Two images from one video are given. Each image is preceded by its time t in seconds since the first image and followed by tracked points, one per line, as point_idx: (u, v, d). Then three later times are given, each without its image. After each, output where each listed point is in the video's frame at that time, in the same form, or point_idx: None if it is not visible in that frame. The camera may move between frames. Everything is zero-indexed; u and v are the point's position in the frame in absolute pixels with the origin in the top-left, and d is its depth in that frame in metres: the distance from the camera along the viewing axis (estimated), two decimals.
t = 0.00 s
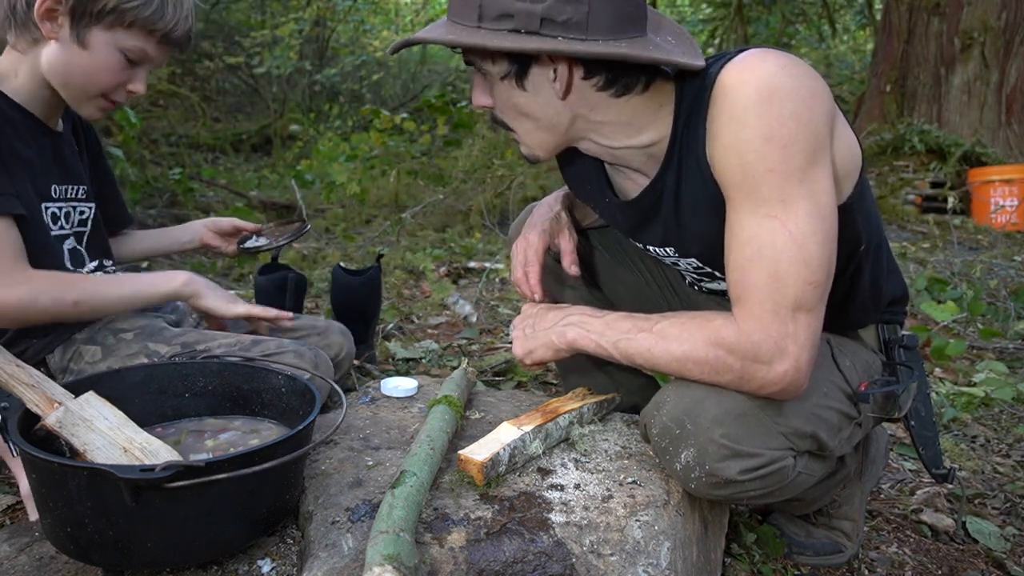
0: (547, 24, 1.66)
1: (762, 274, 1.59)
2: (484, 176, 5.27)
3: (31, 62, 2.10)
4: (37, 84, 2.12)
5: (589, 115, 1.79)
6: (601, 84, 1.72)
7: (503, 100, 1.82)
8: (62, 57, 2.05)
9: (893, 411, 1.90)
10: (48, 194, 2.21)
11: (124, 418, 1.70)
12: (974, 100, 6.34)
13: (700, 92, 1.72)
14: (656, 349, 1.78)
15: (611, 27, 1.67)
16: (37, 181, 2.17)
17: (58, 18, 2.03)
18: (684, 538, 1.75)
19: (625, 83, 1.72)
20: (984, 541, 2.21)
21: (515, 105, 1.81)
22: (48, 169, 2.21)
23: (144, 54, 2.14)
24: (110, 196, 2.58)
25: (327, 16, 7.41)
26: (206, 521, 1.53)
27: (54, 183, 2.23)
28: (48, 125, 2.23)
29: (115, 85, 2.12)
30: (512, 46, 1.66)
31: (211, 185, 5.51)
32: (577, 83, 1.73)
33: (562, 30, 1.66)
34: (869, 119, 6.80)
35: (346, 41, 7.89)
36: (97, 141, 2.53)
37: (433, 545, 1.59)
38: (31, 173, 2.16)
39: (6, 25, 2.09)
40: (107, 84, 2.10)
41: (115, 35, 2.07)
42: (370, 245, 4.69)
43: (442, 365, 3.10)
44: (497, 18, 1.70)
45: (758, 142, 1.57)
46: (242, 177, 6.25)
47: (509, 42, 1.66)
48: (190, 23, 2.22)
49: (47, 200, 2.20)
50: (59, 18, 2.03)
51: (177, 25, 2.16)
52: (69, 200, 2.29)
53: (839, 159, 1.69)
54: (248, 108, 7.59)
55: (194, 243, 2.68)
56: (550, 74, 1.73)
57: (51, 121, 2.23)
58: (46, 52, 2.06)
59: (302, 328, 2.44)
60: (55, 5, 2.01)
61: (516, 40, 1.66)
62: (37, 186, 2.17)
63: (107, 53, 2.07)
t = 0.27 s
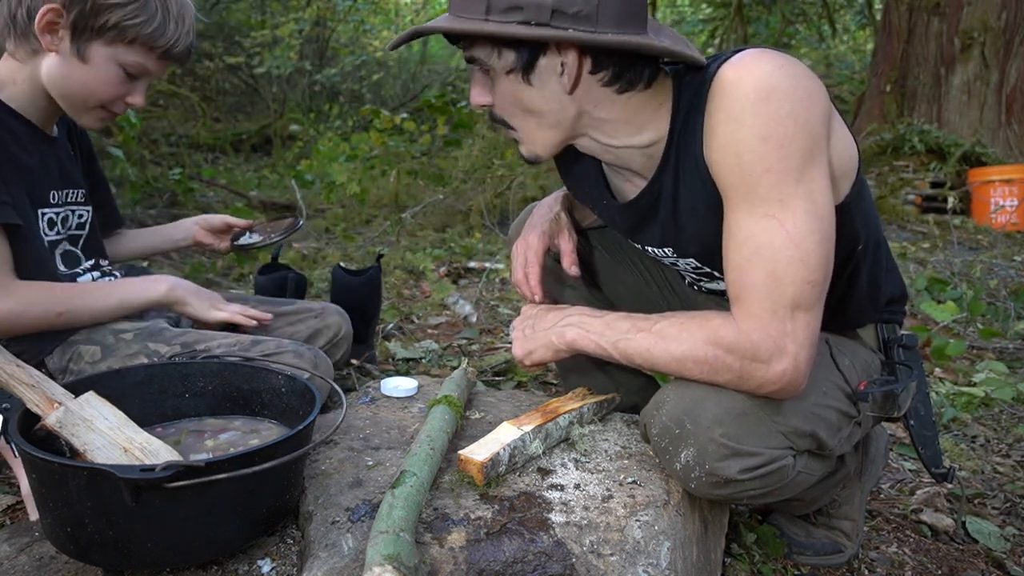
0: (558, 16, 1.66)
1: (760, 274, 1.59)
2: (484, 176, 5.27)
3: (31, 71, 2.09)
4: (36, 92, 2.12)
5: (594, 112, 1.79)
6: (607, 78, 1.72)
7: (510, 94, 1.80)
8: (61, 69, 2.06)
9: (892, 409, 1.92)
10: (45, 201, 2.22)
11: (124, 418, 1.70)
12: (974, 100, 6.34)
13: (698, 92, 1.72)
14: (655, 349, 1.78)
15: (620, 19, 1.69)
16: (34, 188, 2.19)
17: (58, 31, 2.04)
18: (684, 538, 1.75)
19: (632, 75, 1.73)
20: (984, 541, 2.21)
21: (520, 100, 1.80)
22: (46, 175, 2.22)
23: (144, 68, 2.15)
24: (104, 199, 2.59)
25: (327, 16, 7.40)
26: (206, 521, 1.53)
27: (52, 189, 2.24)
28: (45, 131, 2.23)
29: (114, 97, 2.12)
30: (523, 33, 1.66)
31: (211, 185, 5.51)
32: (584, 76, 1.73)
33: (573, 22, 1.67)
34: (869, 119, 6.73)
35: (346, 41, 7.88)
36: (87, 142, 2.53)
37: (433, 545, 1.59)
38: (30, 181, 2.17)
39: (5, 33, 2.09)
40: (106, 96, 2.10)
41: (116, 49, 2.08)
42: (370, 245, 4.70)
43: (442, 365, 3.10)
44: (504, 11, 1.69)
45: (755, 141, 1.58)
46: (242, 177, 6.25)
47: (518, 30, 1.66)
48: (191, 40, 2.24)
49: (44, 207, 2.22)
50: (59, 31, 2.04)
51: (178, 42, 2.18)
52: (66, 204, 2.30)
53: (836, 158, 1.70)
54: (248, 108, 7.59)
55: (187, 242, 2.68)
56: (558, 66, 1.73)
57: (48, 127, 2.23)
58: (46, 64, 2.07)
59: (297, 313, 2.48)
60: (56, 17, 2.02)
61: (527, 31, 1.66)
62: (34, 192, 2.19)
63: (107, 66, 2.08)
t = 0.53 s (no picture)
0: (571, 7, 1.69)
1: (760, 274, 1.58)
2: (484, 176, 5.28)
3: (29, 72, 2.09)
4: (32, 92, 2.11)
5: (597, 108, 1.80)
6: (614, 73, 1.75)
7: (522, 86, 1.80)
8: (61, 71, 2.05)
9: (891, 411, 1.91)
10: (43, 201, 2.21)
11: (123, 418, 1.70)
12: (975, 100, 6.34)
13: (698, 92, 1.73)
14: (655, 349, 1.78)
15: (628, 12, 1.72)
16: (31, 189, 2.18)
17: (55, 33, 2.03)
18: (684, 538, 1.74)
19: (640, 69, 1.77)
20: (984, 541, 2.21)
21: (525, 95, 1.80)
22: (43, 175, 2.22)
23: (143, 68, 2.16)
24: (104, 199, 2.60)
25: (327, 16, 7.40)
26: (205, 521, 1.53)
27: (49, 189, 2.24)
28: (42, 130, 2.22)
29: (114, 97, 2.13)
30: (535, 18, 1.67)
31: (211, 185, 5.51)
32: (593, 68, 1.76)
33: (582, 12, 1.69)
34: (870, 119, 6.83)
35: (346, 41, 7.88)
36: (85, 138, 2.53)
37: (433, 545, 1.59)
38: (28, 180, 2.17)
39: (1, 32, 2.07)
40: (106, 96, 2.11)
41: (115, 50, 2.09)
42: (370, 245, 4.70)
43: (442, 365, 3.10)
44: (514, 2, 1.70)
45: (754, 141, 1.58)
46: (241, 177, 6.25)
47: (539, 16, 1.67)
48: (187, 37, 2.27)
49: (42, 207, 2.21)
50: (57, 33, 2.03)
51: (176, 40, 2.20)
52: (64, 204, 2.30)
53: (835, 158, 1.70)
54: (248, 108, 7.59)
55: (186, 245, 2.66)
56: (568, 60, 1.75)
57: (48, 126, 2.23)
58: (45, 66, 2.06)
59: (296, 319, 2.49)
60: (53, 20, 2.02)
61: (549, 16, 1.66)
62: (31, 193, 2.18)
63: (107, 67, 2.09)
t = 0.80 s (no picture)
0: None
1: (754, 274, 1.59)
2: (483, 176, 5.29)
3: (32, 69, 2.11)
4: (37, 87, 2.14)
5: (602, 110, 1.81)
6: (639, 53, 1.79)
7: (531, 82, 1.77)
8: (69, 67, 2.08)
9: (893, 412, 1.90)
10: (43, 197, 2.20)
11: (124, 419, 1.70)
12: (975, 100, 6.34)
13: (688, 95, 1.74)
14: (655, 350, 1.78)
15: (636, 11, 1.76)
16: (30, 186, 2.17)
17: (59, 28, 2.05)
18: (684, 538, 1.74)
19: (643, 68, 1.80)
20: (984, 541, 2.21)
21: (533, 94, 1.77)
22: (41, 171, 2.20)
23: (146, 50, 2.19)
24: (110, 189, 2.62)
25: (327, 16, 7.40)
26: (205, 521, 1.53)
27: (48, 184, 2.22)
28: (45, 126, 2.24)
29: (122, 83, 2.17)
30: None
31: (212, 185, 5.51)
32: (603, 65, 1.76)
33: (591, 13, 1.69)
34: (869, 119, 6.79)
35: (346, 41, 7.87)
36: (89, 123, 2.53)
37: (433, 545, 1.59)
38: (24, 175, 2.16)
39: None
40: (115, 84, 2.15)
41: (119, 38, 2.11)
42: (370, 245, 4.70)
43: (442, 365, 3.10)
44: None
45: (743, 142, 1.59)
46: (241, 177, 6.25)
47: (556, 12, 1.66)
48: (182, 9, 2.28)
49: (43, 204, 2.20)
50: (60, 28, 2.05)
51: (174, 17, 2.21)
52: (66, 200, 2.28)
53: (826, 158, 1.71)
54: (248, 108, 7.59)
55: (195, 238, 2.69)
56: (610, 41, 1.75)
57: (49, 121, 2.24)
58: (50, 61, 2.09)
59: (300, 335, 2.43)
60: (55, 15, 2.03)
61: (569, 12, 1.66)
62: (30, 189, 2.16)
63: (113, 56, 2.12)
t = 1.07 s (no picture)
0: None
1: (752, 274, 1.59)
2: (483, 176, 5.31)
3: (33, 60, 2.12)
4: (39, 79, 2.15)
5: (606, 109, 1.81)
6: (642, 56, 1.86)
7: (544, 83, 1.77)
8: (71, 54, 2.10)
9: (892, 410, 1.90)
10: (40, 192, 2.19)
11: (124, 419, 1.70)
12: (975, 100, 6.33)
13: (681, 98, 1.75)
14: (654, 350, 1.78)
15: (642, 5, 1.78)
16: (26, 179, 2.16)
17: (57, 15, 2.06)
18: (684, 538, 1.74)
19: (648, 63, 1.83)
20: (984, 541, 2.21)
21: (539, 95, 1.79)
22: (38, 165, 2.20)
23: (145, 32, 2.21)
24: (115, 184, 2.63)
25: (327, 16, 7.41)
26: (205, 521, 1.53)
27: (47, 178, 2.21)
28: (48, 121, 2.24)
29: (125, 68, 2.19)
30: None
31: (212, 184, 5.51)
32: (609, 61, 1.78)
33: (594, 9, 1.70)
34: (870, 119, 6.82)
35: (346, 41, 7.87)
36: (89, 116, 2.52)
37: (433, 545, 1.59)
38: (21, 170, 2.15)
39: None
40: (118, 69, 2.17)
41: (117, 21, 2.13)
42: (370, 245, 4.70)
43: (442, 365, 3.11)
44: None
45: (736, 143, 1.60)
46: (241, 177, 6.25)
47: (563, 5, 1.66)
48: None
49: (40, 197, 2.19)
50: (59, 14, 2.06)
51: None
52: (67, 196, 2.28)
53: (818, 157, 1.71)
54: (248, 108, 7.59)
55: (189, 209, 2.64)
56: (625, 38, 1.82)
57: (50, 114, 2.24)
58: (52, 51, 2.11)
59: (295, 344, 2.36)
60: (52, 2, 2.04)
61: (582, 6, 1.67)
62: (26, 182, 2.16)
63: (114, 39, 2.13)
